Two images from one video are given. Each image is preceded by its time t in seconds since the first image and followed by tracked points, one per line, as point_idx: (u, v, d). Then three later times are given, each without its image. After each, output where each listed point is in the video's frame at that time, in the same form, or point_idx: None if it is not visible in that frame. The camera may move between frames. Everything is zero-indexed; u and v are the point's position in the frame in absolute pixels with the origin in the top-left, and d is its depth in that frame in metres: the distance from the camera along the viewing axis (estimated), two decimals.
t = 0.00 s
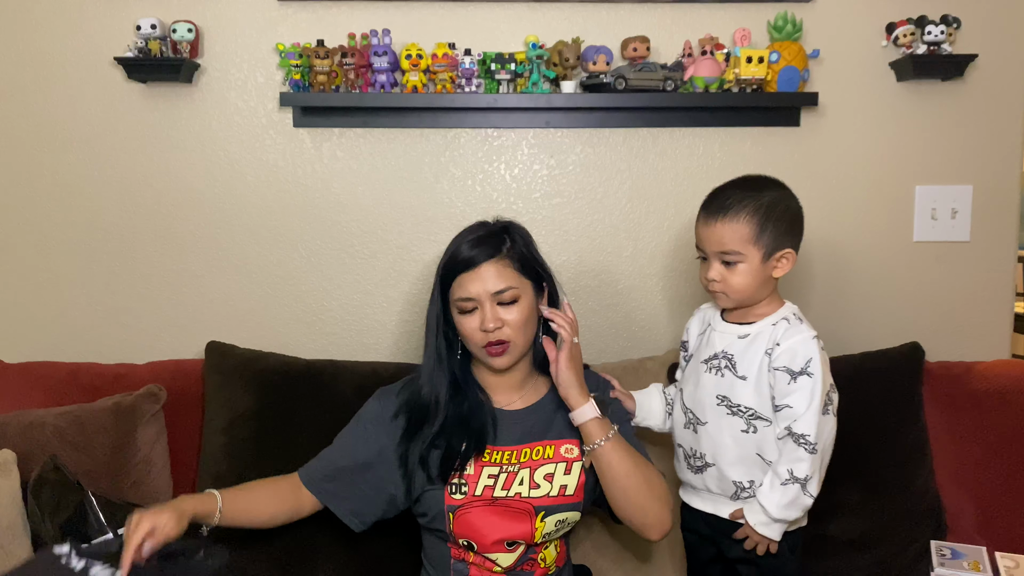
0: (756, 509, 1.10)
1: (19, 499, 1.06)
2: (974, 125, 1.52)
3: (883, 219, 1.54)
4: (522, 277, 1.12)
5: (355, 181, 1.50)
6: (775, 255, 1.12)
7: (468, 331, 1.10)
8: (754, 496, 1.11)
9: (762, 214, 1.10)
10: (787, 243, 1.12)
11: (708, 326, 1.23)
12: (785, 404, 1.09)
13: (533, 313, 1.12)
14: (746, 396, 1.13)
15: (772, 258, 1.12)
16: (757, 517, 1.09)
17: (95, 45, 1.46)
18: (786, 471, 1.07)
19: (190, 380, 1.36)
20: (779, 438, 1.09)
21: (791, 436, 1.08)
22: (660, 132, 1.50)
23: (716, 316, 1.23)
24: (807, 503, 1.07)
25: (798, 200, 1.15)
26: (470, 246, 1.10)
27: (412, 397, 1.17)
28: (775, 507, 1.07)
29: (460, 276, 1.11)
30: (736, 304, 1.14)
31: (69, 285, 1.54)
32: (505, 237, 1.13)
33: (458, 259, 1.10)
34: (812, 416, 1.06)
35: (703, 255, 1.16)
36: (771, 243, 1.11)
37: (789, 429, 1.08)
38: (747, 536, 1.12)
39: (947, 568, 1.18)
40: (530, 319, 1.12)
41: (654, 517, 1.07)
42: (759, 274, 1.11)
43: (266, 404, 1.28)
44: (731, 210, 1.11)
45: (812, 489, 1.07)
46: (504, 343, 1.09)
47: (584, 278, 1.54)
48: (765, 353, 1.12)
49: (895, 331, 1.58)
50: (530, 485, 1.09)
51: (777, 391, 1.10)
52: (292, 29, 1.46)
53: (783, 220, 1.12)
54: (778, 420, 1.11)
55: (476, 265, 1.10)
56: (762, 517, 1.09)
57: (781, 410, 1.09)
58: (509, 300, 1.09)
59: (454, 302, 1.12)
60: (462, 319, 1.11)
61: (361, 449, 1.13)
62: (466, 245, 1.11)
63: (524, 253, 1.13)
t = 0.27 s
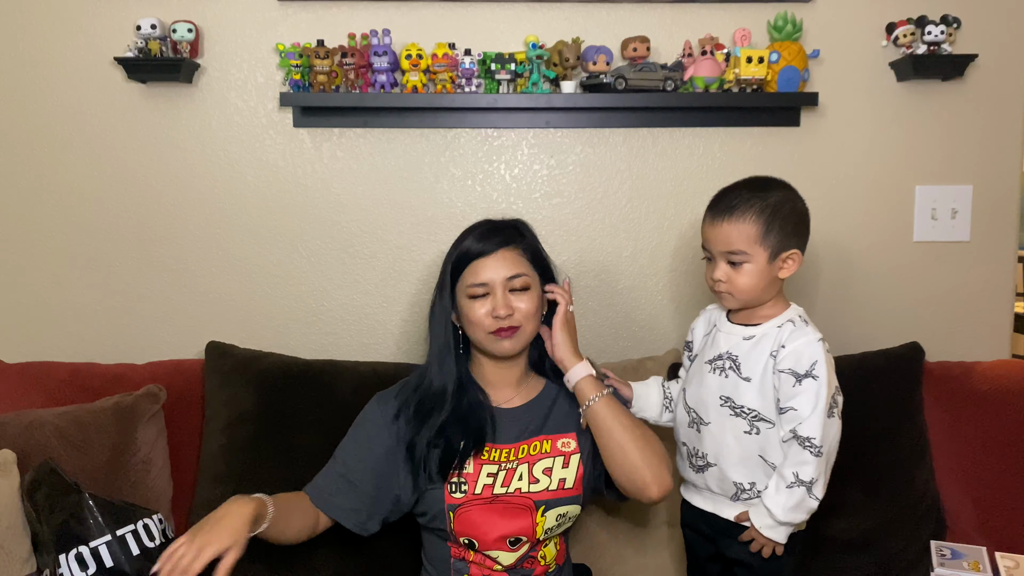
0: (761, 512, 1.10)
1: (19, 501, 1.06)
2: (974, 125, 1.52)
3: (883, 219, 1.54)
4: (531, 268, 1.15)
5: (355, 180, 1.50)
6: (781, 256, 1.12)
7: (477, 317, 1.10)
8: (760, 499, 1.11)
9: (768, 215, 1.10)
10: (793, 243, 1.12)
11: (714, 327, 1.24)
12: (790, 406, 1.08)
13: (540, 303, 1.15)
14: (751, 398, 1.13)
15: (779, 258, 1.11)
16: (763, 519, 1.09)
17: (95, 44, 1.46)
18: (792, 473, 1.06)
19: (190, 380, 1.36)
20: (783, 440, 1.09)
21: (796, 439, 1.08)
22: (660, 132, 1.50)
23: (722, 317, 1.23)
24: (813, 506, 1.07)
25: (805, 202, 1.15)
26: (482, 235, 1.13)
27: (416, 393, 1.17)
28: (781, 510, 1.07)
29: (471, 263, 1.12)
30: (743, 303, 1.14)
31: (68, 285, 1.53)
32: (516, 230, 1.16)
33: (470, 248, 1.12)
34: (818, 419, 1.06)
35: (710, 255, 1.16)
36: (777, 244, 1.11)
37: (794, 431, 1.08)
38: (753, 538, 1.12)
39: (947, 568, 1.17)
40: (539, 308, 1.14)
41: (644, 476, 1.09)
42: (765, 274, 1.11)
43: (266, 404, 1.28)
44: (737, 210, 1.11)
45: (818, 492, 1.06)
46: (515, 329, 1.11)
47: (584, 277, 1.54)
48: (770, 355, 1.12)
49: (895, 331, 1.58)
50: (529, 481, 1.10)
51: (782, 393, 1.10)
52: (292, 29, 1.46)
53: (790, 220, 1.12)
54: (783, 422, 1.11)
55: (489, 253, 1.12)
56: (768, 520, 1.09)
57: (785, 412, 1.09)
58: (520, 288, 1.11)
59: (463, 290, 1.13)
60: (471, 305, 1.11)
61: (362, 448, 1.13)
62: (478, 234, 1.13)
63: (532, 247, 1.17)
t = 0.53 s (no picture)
0: (755, 509, 1.10)
1: (19, 502, 1.06)
2: (974, 124, 1.52)
3: (883, 219, 1.54)
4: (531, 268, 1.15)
5: (355, 180, 1.50)
6: (781, 257, 1.11)
7: (475, 315, 1.10)
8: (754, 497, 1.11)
9: (768, 216, 1.10)
10: (793, 244, 1.12)
11: (713, 326, 1.24)
12: (785, 405, 1.08)
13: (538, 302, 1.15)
14: (746, 396, 1.13)
15: (778, 259, 1.11)
16: (756, 517, 1.09)
17: (95, 45, 1.46)
18: (786, 472, 1.07)
19: (190, 380, 1.36)
20: (778, 439, 1.09)
21: (790, 438, 1.08)
22: (660, 132, 1.50)
23: (722, 315, 1.23)
24: (806, 504, 1.07)
25: (806, 203, 1.15)
26: (484, 234, 1.12)
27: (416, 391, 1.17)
28: (774, 508, 1.07)
29: (472, 261, 1.12)
30: (742, 304, 1.14)
31: (68, 285, 1.53)
32: (516, 229, 1.16)
33: (471, 246, 1.12)
34: (812, 418, 1.06)
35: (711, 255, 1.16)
36: (777, 245, 1.11)
37: (788, 430, 1.08)
38: (747, 535, 1.12)
39: (947, 568, 1.18)
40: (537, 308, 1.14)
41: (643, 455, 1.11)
42: (765, 275, 1.11)
43: (266, 403, 1.28)
44: (737, 210, 1.11)
45: (812, 491, 1.07)
46: (513, 327, 1.11)
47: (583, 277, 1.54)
48: (767, 354, 1.12)
49: (895, 331, 1.58)
50: (528, 475, 1.10)
51: (777, 392, 1.09)
52: (292, 29, 1.46)
53: (790, 221, 1.11)
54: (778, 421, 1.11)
55: (490, 252, 1.11)
56: (761, 518, 1.09)
57: (781, 411, 1.09)
58: (521, 286, 1.11)
59: (463, 287, 1.12)
60: (470, 303, 1.11)
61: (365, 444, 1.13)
62: (480, 233, 1.13)
63: (532, 246, 1.16)
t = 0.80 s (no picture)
0: (753, 509, 1.10)
1: (19, 502, 1.06)
2: (974, 125, 1.52)
3: (883, 219, 1.54)
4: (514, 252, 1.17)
5: (355, 181, 1.50)
6: (778, 256, 1.11)
7: (478, 309, 1.10)
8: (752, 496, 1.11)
9: (765, 215, 1.10)
10: (789, 244, 1.12)
11: (711, 326, 1.24)
12: (782, 405, 1.08)
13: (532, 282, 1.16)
14: (743, 396, 1.13)
15: (775, 259, 1.11)
16: (754, 516, 1.09)
17: (95, 45, 1.46)
18: (784, 471, 1.07)
19: (190, 380, 1.36)
20: (776, 438, 1.09)
21: (787, 437, 1.08)
22: (660, 132, 1.50)
23: (719, 316, 1.23)
24: (803, 504, 1.07)
25: (802, 202, 1.15)
26: (458, 237, 1.14)
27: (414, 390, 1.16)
28: (772, 508, 1.07)
29: (456, 264, 1.13)
30: (740, 303, 1.14)
31: (68, 285, 1.53)
32: (489, 223, 1.18)
33: (451, 254, 1.13)
34: (809, 417, 1.06)
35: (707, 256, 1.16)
36: (774, 244, 1.11)
37: (786, 430, 1.08)
38: (745, 535, 1.12)
39: (947, 568, 1.18)
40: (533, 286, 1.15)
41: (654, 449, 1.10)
42: (762, 274, 1.11)
43: (266, 403, 1.28)
44: (733, 210, 1.12)
45: (809, 490, 1.07)
46: (518, 306, 1.11)
47: (584, 277, 1.54)
48: (764, 354, 1.12)
49: (895, 331, 1.58)
50: (534, 474, 1.11)
51: (774, 391, 1.09)
52: (292, 29, 1.46)
53: (786, 221, 1.11)
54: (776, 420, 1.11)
55: (471, 249, 1.12)
56: (759, 517, 1.09)
57: (778, 411, 1.09)
58: (511, 267, 1.13)
59: (457, 291, 1.13)
60: (472, 300, 1.10)
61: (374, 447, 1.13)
62: (454, 239, 1.14)
63: (509, 235, 1.18)
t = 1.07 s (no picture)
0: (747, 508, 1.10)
1: (19, 502, 1.06)
2: (974, 125, 1.52)
3: (883, 219, 1.54)
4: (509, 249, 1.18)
5: (355, 181, 1.50)
6: (774, 255, 1.12)
7: (491, 303, 1.09)
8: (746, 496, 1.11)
9: (761, 214, 1.10)
10: (785, 242, 1.12)
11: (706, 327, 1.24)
12: (774, 403, 1.08)
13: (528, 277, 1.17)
14: (737, 395, 1.13)
15: (771, 257, 1.12)
16: (747, 515, 1.10)
17: (95, 45, 1.46)
18: (775, 469, 1.07)
19: (190, 380, 1.36)
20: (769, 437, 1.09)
21: (780, 435, 1.07)
22: (660, 132, 1.50)
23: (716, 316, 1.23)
24: (796, 502, 1.06)
25: (796, 202, 1.16)
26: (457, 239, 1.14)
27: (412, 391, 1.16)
28: (764, 506, 1.07)
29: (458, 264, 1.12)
30: (735, 302, 1.14)
31: (68, 285, 1.53)
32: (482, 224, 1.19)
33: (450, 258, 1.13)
34: (799, 414, 1.06)
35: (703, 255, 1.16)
36: (770, 243, 1.11)
37: (778, 428, 1.07)
38: (742, 535, 1.12)
39: (947, 569, 1.18)
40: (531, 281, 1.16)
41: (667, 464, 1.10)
42: (759, 273, 1.11)
43: (266, 403, 1.28)
44: (729, 209, 1.12)
45: (802, 488, 1.06)
46: (528, 298, 1.12)
47: (584, 277, 1.54)
48: (756, 353, 1.12)
49: (895, 331, 1.58)
50: (540, 472, 1.11)
51: (766, 390, 1.09)
52: (292, 29, 1.46)
53: (782, 220, 1.12)
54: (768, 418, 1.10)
55: (473, 247, 1.13)
56: (753, 516, 1.09)
57: (770, 409, 1.09)
58: (513, 263, 1.14)
59: (464, 291, 1.11)
60: (479, 294, 1.09)
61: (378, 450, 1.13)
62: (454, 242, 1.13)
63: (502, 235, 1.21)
